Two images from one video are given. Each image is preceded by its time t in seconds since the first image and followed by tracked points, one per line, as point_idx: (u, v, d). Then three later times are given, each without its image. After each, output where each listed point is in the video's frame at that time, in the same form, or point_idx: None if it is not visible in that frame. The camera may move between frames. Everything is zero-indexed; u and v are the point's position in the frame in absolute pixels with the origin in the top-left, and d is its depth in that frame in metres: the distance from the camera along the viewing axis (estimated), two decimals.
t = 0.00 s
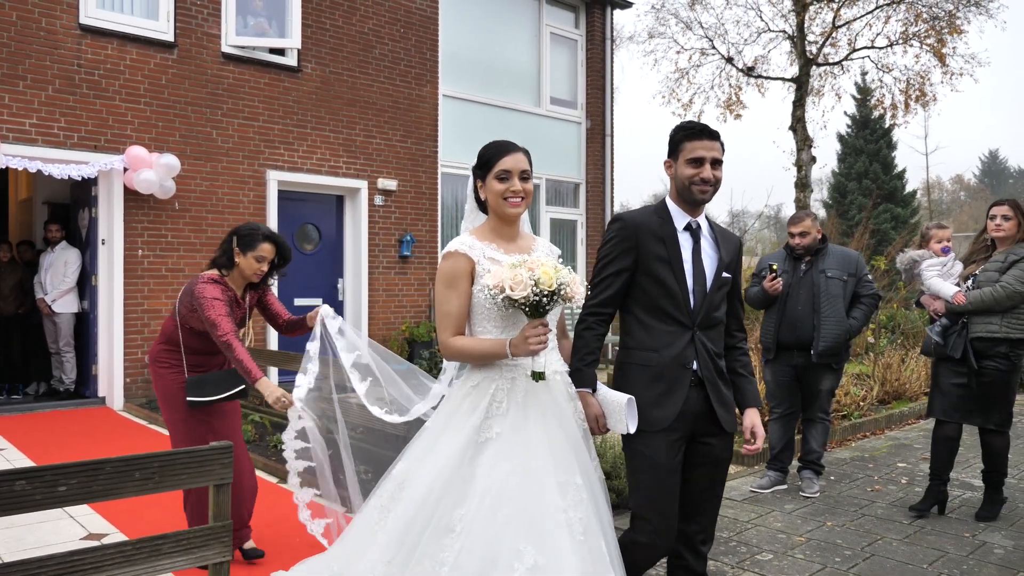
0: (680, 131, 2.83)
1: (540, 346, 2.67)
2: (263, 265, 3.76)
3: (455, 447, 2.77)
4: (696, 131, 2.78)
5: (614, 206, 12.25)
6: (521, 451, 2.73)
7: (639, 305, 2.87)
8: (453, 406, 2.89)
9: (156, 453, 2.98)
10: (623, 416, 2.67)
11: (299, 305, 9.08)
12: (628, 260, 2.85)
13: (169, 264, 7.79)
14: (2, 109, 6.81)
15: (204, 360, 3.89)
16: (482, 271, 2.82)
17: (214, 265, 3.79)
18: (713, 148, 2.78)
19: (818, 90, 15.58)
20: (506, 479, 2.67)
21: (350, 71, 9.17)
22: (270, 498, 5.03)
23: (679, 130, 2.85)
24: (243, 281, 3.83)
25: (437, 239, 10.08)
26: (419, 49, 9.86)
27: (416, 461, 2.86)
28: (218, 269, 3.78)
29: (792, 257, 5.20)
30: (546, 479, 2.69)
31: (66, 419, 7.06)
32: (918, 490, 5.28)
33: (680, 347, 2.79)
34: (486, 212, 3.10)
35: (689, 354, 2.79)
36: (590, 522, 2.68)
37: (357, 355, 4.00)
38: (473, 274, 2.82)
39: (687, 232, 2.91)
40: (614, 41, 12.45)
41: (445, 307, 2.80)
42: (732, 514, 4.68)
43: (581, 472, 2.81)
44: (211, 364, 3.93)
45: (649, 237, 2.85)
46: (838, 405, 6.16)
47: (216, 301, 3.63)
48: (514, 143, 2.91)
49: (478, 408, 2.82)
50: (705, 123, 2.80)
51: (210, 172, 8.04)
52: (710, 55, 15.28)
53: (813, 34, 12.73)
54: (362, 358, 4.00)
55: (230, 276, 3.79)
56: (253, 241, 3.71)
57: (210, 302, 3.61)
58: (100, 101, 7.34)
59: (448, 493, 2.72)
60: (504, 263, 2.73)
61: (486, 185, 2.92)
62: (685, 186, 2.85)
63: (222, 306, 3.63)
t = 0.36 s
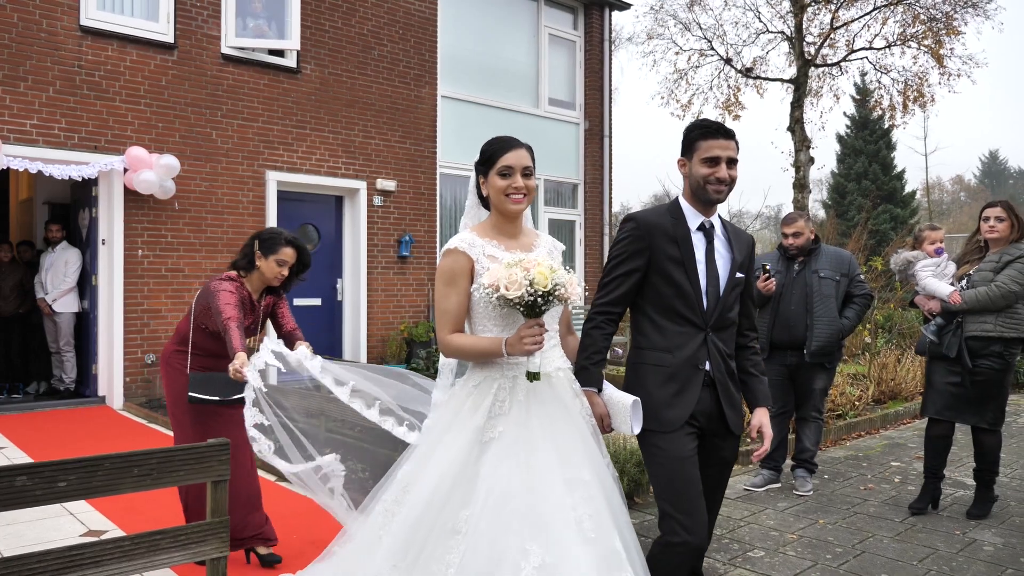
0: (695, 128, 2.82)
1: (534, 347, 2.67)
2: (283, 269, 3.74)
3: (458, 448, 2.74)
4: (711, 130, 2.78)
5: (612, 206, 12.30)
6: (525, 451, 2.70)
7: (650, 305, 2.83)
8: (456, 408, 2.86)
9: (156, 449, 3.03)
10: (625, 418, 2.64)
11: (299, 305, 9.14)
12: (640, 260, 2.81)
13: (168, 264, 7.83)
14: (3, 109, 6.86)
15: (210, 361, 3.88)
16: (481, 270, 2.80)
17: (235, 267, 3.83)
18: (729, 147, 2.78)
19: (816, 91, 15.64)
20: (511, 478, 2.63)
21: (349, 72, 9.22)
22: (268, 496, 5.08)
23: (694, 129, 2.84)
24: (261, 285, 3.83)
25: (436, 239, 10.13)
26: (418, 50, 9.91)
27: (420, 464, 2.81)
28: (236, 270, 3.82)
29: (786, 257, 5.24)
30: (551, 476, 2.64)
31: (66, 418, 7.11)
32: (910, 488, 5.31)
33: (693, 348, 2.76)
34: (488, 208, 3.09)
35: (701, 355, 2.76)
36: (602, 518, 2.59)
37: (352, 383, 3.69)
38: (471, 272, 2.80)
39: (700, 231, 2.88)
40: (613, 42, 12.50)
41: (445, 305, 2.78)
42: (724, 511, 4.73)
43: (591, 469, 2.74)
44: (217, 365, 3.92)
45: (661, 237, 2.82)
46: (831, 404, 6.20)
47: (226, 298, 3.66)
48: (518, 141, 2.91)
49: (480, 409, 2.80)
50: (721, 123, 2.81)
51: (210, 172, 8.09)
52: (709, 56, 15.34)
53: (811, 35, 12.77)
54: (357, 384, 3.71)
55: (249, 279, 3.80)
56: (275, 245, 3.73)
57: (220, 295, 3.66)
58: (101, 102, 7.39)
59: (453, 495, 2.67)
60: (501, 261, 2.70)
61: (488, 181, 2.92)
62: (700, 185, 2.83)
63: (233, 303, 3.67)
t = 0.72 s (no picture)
0: (707, 129, 2.78)
1: (537, 354, 2.66)
2: (303, 272, 3.67)
3: (463, 451, 2.74)
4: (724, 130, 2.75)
5: (611, 207, 12.36)
6: (530, 453, 2.70)
7: (661, 309, 2.79)
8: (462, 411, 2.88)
9: (158, 446, 3.09)
10: (635, 421, 2.62)
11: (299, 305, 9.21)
12: (651, 264, 2.77)
13: (169, 265, 7.89)
14: (5, 111, 6.92)
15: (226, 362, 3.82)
16: (487, 272, 2.82)
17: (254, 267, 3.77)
18: (745, 151, 2.73)
19: (815, 92, 15.70)
20: (516, 480, 2.63)
21: (349, 74, 9.28)
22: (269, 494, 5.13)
23: (707, 131, 2.80)
24: (280, 287, 3.76)
25: (435, 240, 10.18)
26: (417, 52, 9.97)
27: (427, 468, 2.82)
28: (256, 271, 3.78)
29: (781, 258, 5.29)
30: (556, 478, 2.64)
31: (68, 417, 7.17)
32: (903, 487, 5.37)
33: (704, 351, 2.71)
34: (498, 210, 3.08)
35: (712, 359, 2.71)
36: (608, 520, 2.58)
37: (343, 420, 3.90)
38: (478, 273, 2.83)
39: (710, 235, 2.83)
40: (612, 44, 12.55)
41: (451, 306, 2.82)
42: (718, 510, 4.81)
43: (598, 471, 2.73)
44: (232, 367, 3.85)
45: (672, 239, 2.77)
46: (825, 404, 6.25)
47: (235, 296, 3.62)
48: (529, 143, 2.90)
49: (485, 412, 2.81)
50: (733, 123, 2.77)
51: (210, 173, 8.15)
52: (708, 57, 15.40)
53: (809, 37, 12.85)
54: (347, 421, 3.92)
55: (267, 280, 3.74)
56: (296, 247, 3.67)
57: (231, 293, 3.62)
58: (102, 104, 7.45)
59: (459, 498, 2.68)
60: (504, 269, 2.69)
61: (499, 183, 2.91)
62: (714, 189, 2.78)
63: (240, 305, 3.61)
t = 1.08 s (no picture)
0: (714, 132, 2.73)
1: (546, 360, 2.65)
2: (311, 269, 3.69)
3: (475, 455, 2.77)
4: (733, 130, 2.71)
5: (610, 208, 12.42)
6: (541, 460, 2.72)
7: (675, 316, 2.72)
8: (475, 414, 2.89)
9: (163, 443, 3.15)
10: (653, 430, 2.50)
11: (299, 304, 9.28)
12: (665, 271, 2.70)
13: (171, 265, 7.96)
14: (8, 112, 6.98)
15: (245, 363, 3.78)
16: (500, 276, 2.82)
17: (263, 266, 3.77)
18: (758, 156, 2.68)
19: (813, 93, 15.76)
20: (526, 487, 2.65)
21: (349, 76, 9.34)
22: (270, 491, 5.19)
23: (718, 135, 2.72)
24: (290, 285, 3.76)
25: (435, 240, 10.25)
26: (417, 54, 10.03)
27: (439, 470, 2.85)
28: (264, 269, 3.77)
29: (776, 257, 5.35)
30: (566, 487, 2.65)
31: (71, 416, 7.24)
32: (897, 485, 5.43)
33: (719, 357, 2.67)
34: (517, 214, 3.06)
35: (727, 364, 2.67)
36: (616, 531, 2.60)
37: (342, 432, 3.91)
38: (492, 277, 2.83)
39: (723, 239, 2.78)
40: (611, 45, 12.61)
41: (465, 310, 2.83)
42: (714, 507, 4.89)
43: (608, 480, 2.74)
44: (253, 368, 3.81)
45: (686, 246, 2.70)
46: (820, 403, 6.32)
47: (248, 296, 3.62)
48: (548, 146, 2.88)
49: (497, 417, 2.82)
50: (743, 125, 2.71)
51: (211, 174, 8.21)
52: (707, 59, 15.47)
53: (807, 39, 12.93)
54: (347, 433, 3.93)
55: (277, 278, 3.75)
56: (303, 244, 3.68)
57: (243, 293, 3.61)
58: (104, 105, 7.51)
59: (470, 502, 2.71)
60: (515, 274, 2.66)
61: (516, 189, 2.90)
62: (727, 194, 2.72)
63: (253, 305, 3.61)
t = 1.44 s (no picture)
0: (737, 140, 2.70)
1: (567, 363, 2.61)
2: (314, 271, 3.74)
3: (492, 460, 2.75)
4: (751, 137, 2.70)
5: (609, 208, 12.49)
6: (558, 470, 2.71)
7: (689, 325, 2.75)
8: (494, 417, 2.86)
9: (166, 441, 3.21)
10: (673, 440, 2.54)
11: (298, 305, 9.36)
12: (676, 281, 2.73)
13: (171, 265, 8.01)
14: (10, 113, 7.04)
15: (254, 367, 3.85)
16: (524, 278, 2.81)
17: (265, 270, 3.81)
18: (771, 172, 2.69)
19: (810, 95, 15.84)
20: (541, 498, 2.66)
21: (349, 77, 9.41)
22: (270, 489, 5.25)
23: (735, 140, 2.72)
24: (293, 288, 3.81)
25: (433, 240, 10.31)
26: (416, 55, 10.10)
27: (455, 470, 2.84)
28: (268, 274, 3.80)
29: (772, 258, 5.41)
30: (580, 499, 2.66)
31: (72, 415, 7.29)
32: (889, 483, 5.50)
33: (737, 365, 2.69)
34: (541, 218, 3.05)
35: (745, 371, 2.70)
36: (626, 545, 2.62)
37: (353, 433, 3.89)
38: (516, 281, 2.82)
39: (734, 245, 2.80)
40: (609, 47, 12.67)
41: (488, 313, 2.82)
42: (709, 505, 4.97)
43: (623, 493, 2.73)
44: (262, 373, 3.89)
45: (697, 255, 2.72)
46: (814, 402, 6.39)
47: (254, 305, 3.65)
48: (573, 151, 2.88)
49: (517, 423, 2.78)
50: (761, 140, 2.69)
51: (212, 175, 8.27)
52: (705, 60, 15.56)
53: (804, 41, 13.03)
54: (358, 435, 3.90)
55: (280, 283, 3.79)
56: (305, 247, 3.73)
57: (250, 302, 3.65)
58: (105, 106, 7.57)
59: (483, 506, 2.73)
60: (535, 276, 2.68)
61: (543, 193, 2.89)
62: (734, 208, 2.75)
63: (261, 312, 3.65)
